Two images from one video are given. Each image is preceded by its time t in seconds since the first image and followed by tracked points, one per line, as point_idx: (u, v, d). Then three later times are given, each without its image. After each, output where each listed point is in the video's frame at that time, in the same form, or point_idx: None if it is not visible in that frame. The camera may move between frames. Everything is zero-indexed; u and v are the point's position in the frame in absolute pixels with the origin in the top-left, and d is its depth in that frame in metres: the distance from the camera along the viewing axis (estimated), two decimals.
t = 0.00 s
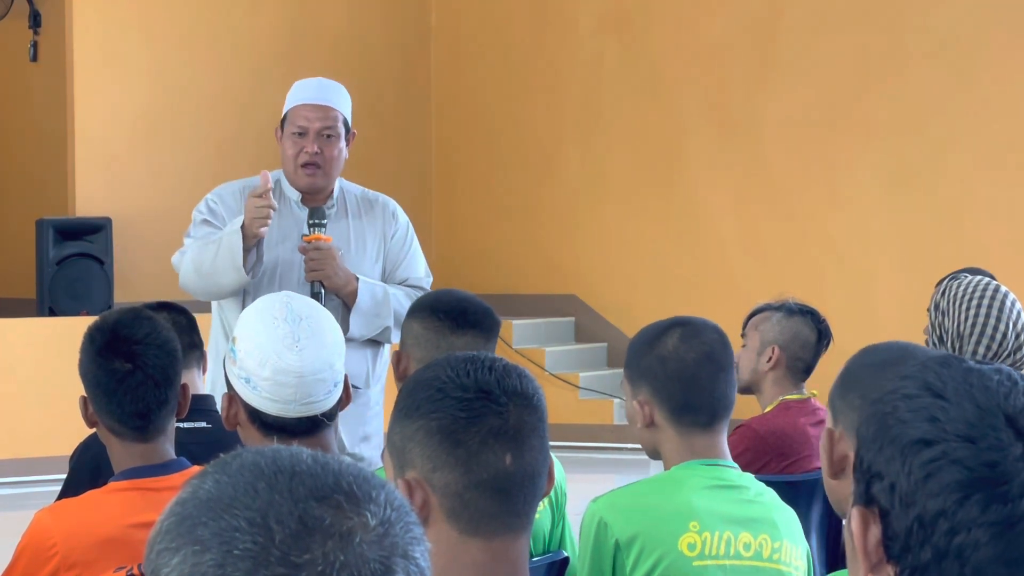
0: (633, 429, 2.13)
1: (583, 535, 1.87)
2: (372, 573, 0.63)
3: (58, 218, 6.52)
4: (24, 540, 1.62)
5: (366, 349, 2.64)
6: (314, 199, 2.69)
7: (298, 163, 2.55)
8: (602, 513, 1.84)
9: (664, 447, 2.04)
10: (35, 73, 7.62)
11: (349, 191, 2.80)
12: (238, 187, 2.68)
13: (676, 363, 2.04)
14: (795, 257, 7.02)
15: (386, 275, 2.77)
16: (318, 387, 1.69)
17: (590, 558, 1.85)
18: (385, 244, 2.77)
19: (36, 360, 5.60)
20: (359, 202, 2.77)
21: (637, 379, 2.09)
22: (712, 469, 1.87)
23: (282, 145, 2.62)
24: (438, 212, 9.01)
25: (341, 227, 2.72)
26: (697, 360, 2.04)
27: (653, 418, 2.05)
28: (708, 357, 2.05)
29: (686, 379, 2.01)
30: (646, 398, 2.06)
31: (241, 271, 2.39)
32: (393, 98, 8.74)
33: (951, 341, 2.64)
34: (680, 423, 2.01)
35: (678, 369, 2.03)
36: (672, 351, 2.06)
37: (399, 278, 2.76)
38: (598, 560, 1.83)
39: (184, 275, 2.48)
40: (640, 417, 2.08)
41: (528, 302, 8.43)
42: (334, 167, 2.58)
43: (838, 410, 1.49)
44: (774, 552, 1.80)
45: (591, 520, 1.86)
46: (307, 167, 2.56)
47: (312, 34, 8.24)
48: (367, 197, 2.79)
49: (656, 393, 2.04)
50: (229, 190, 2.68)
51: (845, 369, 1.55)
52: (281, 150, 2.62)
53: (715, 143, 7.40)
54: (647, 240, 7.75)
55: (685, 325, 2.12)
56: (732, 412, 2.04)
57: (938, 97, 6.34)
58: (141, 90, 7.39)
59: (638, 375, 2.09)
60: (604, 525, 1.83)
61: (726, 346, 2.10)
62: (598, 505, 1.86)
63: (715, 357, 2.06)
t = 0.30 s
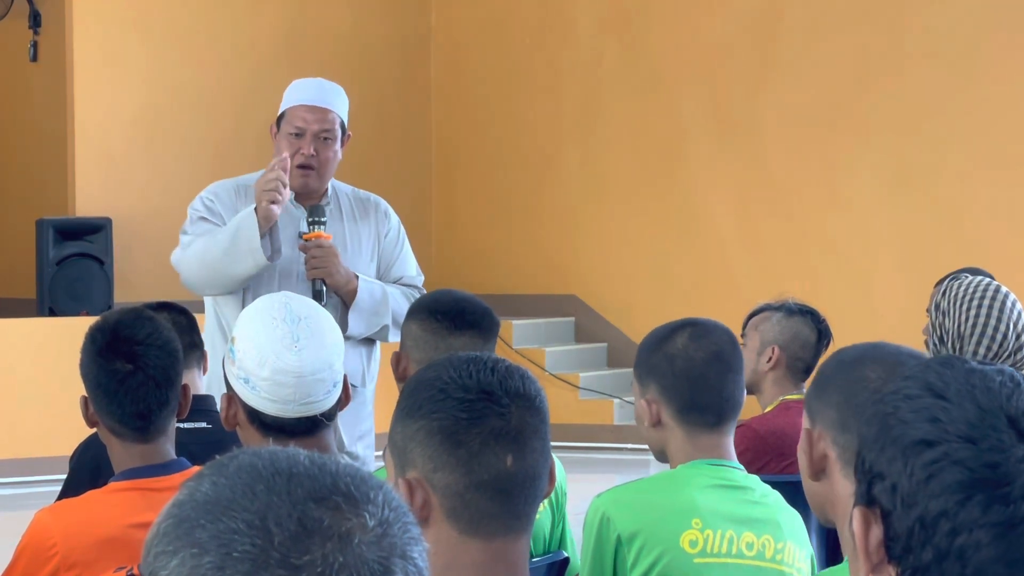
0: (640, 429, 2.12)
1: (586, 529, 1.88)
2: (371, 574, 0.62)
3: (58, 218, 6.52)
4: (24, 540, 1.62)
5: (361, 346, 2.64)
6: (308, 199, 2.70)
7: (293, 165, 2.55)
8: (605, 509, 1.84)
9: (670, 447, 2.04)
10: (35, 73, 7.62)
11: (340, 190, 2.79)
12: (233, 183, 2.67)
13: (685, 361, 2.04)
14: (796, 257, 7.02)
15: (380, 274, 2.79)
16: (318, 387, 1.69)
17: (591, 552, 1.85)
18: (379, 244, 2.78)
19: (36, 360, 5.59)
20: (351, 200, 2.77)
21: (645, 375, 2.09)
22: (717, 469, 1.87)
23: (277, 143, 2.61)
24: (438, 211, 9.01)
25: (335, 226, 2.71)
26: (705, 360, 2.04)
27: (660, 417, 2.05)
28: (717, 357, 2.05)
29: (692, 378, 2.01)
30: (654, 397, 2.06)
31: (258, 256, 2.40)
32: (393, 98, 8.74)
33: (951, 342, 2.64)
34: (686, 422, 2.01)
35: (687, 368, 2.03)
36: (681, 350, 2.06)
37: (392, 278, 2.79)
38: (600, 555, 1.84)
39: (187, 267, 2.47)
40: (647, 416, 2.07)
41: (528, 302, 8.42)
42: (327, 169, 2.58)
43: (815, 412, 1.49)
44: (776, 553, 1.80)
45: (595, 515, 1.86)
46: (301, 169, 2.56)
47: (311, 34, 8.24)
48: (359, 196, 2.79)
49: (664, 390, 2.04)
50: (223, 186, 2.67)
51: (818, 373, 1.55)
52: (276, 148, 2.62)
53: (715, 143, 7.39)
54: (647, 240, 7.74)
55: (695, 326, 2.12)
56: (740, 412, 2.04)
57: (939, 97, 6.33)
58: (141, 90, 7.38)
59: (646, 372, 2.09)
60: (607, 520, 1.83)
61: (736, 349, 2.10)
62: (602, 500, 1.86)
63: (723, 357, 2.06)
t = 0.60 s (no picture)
0: (642, 428, 2.12)
1: (588, 527, 1.88)
2: (366, 572, 0.62)
3: (58, 218, 6.52)
4: (24, 540, 1.62)
5: (360, 348, 2.65)
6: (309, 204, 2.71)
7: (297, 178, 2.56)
8: (606, 508, 1.84)
9: (671, 446, 2.04)
10: (36, 73, 7.62)
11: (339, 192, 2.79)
12: (236, 182, 2.67)
13: (687, 359, 2.04)
14: (796, 256, 7.02)
15: (379, 279, 2.82)
16: (318, 387, 1.68)
17: (593, 550, 1.85)
18: (378, 249, 2.80)
19: (35, 360, 5.59)
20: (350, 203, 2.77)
21: (648, 374, 2.09)
22: (717, 468, 1.86)
23: (284, 151, 2.61)
24: (438, 211, 9.02)
25: (335, 229, 2.72)
26: (709, 359, 2.04)
27: (662, 415, 2.05)
28: (720, 356, 2.05)
29: (696, 377, 2.01)
30: (657, 395, 2.06)
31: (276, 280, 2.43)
32: (393, 97, 8.74)
33: (951, 341, 2.63)
34: (688, 421, 2.01)
35: (688, 366, 2.03)
36: (685, 349, 2.06)
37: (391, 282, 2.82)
38: (601, 554, 1.84)
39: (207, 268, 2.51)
40: (648, 415, 2.07)
41: (528, 302, 8.42)
42: (331, 185, 2.59)
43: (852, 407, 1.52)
44: (777, 553, 1.79)
45: (596, 514, 1.86)
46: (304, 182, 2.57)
47: (312, 33, 8.23)
48: (357, 198, 2.80)
49: (666, 388, 2.04)
50: (228, 184, 2.66)
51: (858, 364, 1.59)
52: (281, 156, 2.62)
53: (716, 143, 7.39)
54: (647, 239, 7.74)
55: (698, 326, 2.12)
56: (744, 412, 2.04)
57: (939, 97, 6.33)
58: (141, 90, 7.38)
59: (650, 371, 2.09)
60: (608, 519, 1.83)
61: (739, 349, 2.10)
62: (604, 499, 1.86)
63: (726, 357, 2.05)
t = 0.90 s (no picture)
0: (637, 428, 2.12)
1: (585, 529, 1.88)
2: (366, 572, 0.62)
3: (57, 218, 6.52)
4: (24, 540, 1.62)
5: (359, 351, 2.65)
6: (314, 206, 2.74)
7: (311, 185, 2.59)
8: (603, 509, 1.84)
9: (669, 446, 2.04)
10: (36, 72, 7.63)
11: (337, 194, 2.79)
12: (245, 182, 2.65)
13: (683, 358, 2.04)
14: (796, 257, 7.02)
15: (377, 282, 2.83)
16: (319, 387, 1.68)
17: (590, 552, 1.86)
18: (378, 251, 2.80)
19: (35, 360, 5.59)
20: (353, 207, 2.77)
21: (644, 375, 2.09)
22: (714, 469, 1.86)
23: (293, 156, 2.63)
24: (439, 211, 9.02)
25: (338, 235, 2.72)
26: (704, 358, 2.04)
27: (658, 415, 2.05)
28: (715, 355, 2.05)
29: (693, 377, 2.01)
30: (652, 394, 2.06)
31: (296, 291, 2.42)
32: (393, 97, 8.74)
33: (950, 341, 2.63)
34: (685, 420, 2.00)
35: (684, 365, 2.03)
36: (680, 348, 2.06)
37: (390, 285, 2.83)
38: (600, 556, 1.84)
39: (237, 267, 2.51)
40: (645, 415, 2.07)
41: (528, 302, 8.42)
42: (342, 190, 2.64)
43: (818, 416, 1.50)
44: (775, 553, 1.79)
45: (594, 516, 1.86)
46: (317, 188, 2.61)
47: (312, 33, 8.23)
48: (356, 200, 2.80)
49: (662, 388, 2.04)
50: (238, 184, 2.65)
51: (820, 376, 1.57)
52: (291, 160, 2.64)
53: (716, 143, 7.38)
54: (647, 239, 7.74)
55: (693, 326, 2.13)
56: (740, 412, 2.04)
57: (939, 97, 6.33)
58: (141, 90, 7.38)
59: (645, 370, 2.09)
60: (605, 520, 1.84)
61: (734, 348, 2.10)
62: (600, 501, 1.86)
63: (721, 356, 2.05)
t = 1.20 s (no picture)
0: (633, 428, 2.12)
1: (583, 532, 1.87)
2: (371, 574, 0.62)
3: (58, 217, 6.52)
4: (24, 540, 1.62)
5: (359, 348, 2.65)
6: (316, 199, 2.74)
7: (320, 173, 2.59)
8: (601, 512, 1.84)
9: (667, 447, 2.04)
10: (36, 73, 7.63)
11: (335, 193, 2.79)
12: (242, 185, 2.67)
13: (679, 359, 2.04)
14: (796, 256, 7.02)
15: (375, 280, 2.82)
16: (320, 387, 1.68)
17: (589, 554, 1.85)
18: (376, 250, 2.80)
19: (35, 360, 5.59)
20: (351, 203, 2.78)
21: (639, 375, 2.09)
22: (712, 469, 1.86)
23: (298, 148, 2.62)
24: (439, 211, 9.02)
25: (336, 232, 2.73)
26: (700, 358, 2.04)
27: (654, 416, 2.05)
28: (711, 355, 2.05)
29: (690, 378, 2.01)
30: (649, 395, 2.05)
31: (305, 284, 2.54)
32: (393, 97, 8.74)
33: (950, 341, 2.62)
34: (682, 421, 2.00)
35: (680, 365, 2.03)
36: (676, 349, 2.06)
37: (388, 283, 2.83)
38: (598, 558, 1.84)
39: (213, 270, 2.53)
40: (641, 416, 2.07)
41: (528, 302, 8.41)
42: (350, 176, 2.63)
43: (798, 416, 1.49)
44: (774, 552, 1.79)
45: (592, 518, 1.86)
46: (326, 175, 2.60)
47: (311, 33, 8.23)
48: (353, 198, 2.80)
49: (658, 388, 2.03)
50: (233, 186, 2.67)
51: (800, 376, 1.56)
52: (297, 152, 2.63)
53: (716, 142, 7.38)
54: (646, 239, 7.74)
55: (689, 326, 2.12)
56: (735, 412, 2.04)
57: (939, 97, 6.33)
58: (141, 89, 7.38)
59: (641, 371, 2.08)
60: (603, 523, 1.83)
61: (730, 348, 2.10)
62: (598, 503, 1.85)
63: (717, 356, 2.05)
